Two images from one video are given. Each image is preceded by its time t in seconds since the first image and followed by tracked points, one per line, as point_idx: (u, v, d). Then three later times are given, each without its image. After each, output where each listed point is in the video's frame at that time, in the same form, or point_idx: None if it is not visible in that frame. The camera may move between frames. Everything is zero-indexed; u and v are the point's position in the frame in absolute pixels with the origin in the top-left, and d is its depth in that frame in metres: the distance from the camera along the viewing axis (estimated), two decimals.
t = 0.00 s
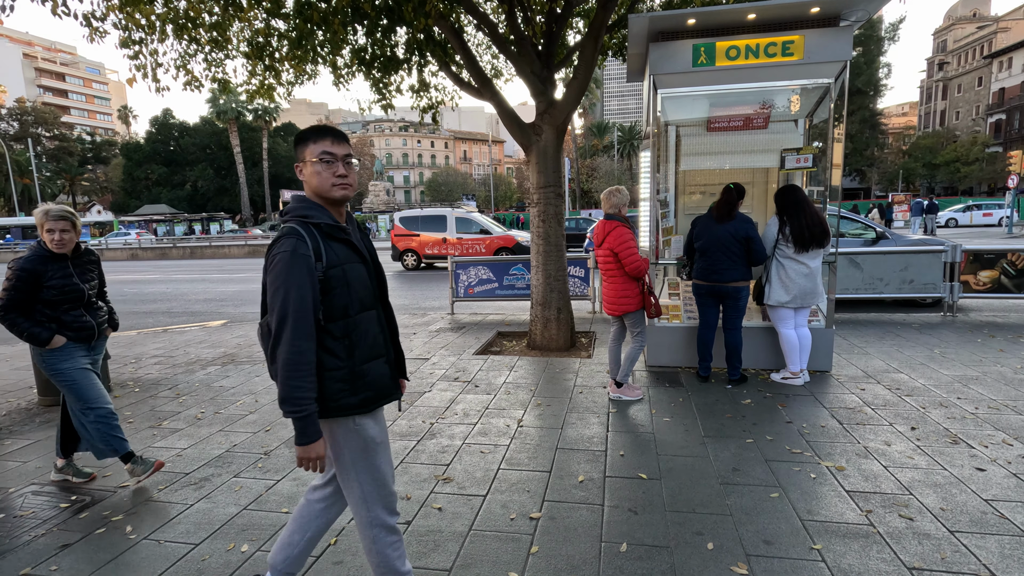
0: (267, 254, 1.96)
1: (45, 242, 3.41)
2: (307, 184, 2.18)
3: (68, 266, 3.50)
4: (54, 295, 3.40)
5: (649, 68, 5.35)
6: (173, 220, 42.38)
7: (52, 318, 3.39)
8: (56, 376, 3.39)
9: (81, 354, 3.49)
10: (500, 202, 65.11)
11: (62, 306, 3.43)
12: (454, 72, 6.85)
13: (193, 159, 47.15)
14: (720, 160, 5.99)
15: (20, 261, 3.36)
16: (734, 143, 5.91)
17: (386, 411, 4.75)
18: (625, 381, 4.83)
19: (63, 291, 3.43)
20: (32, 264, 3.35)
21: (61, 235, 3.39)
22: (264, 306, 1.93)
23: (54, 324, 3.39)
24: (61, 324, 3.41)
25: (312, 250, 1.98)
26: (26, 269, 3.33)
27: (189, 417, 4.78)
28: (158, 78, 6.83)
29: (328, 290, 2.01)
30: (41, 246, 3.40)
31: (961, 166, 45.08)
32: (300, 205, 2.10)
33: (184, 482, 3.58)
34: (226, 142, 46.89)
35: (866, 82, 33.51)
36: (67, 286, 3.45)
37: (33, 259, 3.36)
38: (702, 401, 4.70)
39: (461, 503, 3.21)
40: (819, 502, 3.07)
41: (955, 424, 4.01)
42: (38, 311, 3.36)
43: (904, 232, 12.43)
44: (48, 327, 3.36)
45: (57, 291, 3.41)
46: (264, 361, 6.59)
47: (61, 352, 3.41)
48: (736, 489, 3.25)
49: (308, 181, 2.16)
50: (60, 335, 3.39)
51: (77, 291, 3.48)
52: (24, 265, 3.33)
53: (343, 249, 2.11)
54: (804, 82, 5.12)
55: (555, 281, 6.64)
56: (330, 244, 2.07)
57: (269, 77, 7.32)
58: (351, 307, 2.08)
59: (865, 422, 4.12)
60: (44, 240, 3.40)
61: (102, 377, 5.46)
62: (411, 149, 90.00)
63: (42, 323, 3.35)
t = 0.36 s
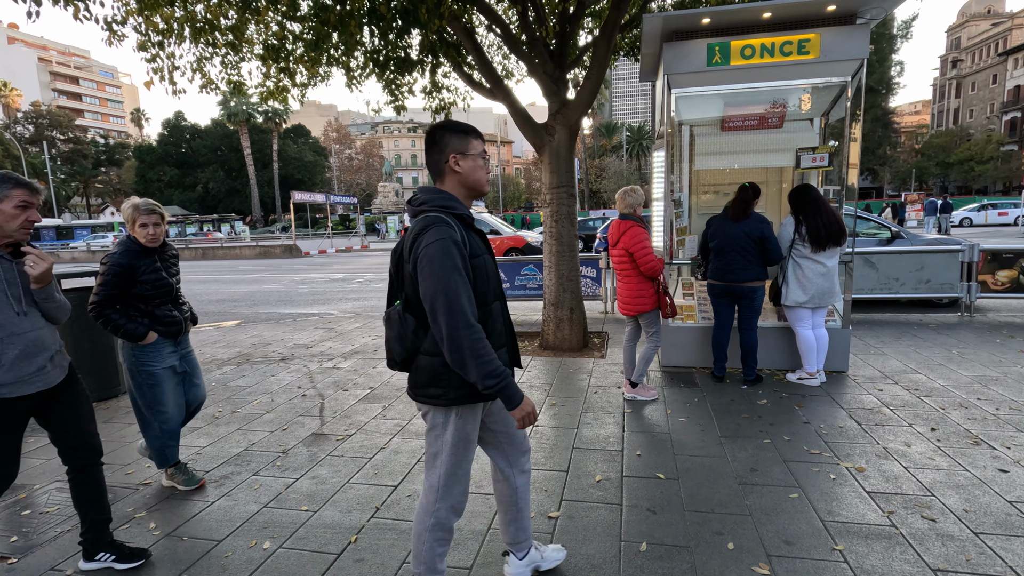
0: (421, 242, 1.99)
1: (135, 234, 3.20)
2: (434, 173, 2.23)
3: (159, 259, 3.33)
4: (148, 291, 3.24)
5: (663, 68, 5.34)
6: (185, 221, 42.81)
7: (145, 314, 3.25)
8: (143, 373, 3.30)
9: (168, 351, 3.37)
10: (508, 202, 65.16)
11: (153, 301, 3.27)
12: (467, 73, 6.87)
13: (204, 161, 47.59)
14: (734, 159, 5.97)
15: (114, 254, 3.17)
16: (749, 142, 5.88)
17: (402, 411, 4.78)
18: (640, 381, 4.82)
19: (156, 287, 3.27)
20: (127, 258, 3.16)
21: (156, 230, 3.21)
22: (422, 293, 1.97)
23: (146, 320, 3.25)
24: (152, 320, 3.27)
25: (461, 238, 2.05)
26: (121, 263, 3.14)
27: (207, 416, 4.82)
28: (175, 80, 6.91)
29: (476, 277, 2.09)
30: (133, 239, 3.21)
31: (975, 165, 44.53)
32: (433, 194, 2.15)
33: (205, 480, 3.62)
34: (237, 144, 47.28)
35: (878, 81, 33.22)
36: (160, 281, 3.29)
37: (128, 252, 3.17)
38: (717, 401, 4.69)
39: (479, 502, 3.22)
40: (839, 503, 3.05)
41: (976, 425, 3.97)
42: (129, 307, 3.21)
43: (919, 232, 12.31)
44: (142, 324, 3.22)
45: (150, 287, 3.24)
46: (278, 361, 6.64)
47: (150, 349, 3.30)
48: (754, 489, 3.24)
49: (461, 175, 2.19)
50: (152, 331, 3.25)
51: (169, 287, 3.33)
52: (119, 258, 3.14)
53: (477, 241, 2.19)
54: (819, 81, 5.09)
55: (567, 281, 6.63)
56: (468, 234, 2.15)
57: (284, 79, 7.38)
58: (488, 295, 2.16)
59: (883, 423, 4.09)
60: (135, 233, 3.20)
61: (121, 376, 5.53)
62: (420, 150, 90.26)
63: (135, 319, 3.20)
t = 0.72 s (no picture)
0: (571, 235, 2.06)
1: (229, 237, 3.19)
2: (573, 169, 2.30)
3: (248, 263, 3.30)
4: (234, 295, 3.21)
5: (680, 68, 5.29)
6: (197, 223, 43.20)
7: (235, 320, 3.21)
8: (229, 381, 3.27)
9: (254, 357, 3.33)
10: (518, 203, 65.13)
11: (242, 305, 3.24)
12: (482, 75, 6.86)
13: (216, 163, 48.02)
14: (753, 160, 5.93)
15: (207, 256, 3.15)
16: (768, 142, 5.83)
17: (418, 412, 4.76)
18: (658, 384, 4.76)
19: (245, 291, 3.24)
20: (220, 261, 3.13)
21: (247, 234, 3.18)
22: (575, 284, 2.01)
23: (235, 325, 3.22)
24: (241, 325, 3.23)
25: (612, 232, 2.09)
26: (214, 266, 3.12)
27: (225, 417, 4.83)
28: (191, 83, 6.96)
29: (625, 269, 2.12)
30: (225, 242, 3.19)
31: (991, 164, 43.88)
32: (575, 188, 2.22)
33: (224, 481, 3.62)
34: (248, 146, 47.64)
35: (892, 80, 32.83)
36: (249, 285, 3.26)
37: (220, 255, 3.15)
38: (737, 405, 4.62)
39: (500, 505, 3.19)
40: (868, 509, 2.99)
41: (1005, 430, 3.89)
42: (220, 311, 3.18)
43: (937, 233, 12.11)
44: (230, 330, 3.18)
45: (238, 291, 3.21)
46: (294, 362, 6.65)
47: (238, 355, 3.26)
48: (780, 494, 3.18)
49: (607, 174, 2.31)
50: (240, 339, 3.22)
51: (256, 292, 3.30)
52: (212, 262, 3.12)
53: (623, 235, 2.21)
54: (840, 79, 5.02)
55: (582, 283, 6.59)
56: (615, 228, 2.18)
57: (298, 81, 7.41)
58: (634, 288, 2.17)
59: (909, 427, 4.02)
60: (228, 236, 3.19)
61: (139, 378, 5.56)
62: (429, 152, 90.47)
63: (225, 324, 3.17)
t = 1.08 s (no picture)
0: (717, 240, 1.95)
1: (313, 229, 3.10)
2: (719, 165, 2.13)
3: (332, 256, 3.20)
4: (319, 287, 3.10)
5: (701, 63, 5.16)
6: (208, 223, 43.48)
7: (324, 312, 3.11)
8: (328, 374, 3.16)
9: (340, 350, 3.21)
10: (527, 203, 64.97)
11: (327, 299, 3.14)
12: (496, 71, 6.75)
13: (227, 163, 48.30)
14: (775, 158, 5.76)
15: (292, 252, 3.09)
16: (792, 138, 5.67)
17: (433, 415, 4.66)
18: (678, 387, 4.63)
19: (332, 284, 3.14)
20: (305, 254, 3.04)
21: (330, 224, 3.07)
22: (716, 293, 1.91)
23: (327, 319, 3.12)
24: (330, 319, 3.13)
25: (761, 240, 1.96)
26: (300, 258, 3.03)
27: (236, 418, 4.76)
28: (203, 80, 6.90)
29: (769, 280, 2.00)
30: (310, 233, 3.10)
31: (1007, 163, 43.17)
32: (720, 189, 2.07)
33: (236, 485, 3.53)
34: (258, 146, 47.85)
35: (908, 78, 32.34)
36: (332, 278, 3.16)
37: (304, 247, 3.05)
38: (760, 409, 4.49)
39: (520, 513, 3.09)
40: (907, 521, 2.86)
41: None
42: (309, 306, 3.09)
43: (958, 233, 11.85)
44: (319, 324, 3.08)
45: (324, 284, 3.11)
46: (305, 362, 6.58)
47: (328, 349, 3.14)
48: (811, 504, 3.05)
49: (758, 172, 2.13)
50: (328, 331, 3.11)
51: (340, 284, 3.19)
52: (297, 256, 3.04)
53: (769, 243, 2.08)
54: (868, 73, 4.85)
55: (597, 282, 6.46)
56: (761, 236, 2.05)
57: (310, 78, 7.33)
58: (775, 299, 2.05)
59: (943, 434, 3.87)
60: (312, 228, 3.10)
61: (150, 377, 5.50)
62: (438, 151, 90.50)
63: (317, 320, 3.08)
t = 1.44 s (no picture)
0: (941, 234, 1.76)
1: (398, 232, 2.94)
2: (906, 154, 1.95)
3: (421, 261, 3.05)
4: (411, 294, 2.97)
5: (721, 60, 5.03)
6: (212, 220, 43.46)
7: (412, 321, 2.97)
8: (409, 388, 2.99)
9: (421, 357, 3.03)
10: (530, 202, 64.77)
11: (419, 305, 3.00)
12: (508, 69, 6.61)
13: (231, 160, 48.26)
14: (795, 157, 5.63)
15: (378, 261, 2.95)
16: (813, 138, 5.54)
17: (443, 422, 4.53)
18: (696, 395, 4.50)
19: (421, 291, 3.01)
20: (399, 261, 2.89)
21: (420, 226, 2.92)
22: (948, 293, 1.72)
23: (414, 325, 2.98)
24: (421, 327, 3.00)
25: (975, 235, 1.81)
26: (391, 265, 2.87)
27: (242, 424, 4.63)
28: (209, 77, 6.78)
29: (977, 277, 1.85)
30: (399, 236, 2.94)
31: (1016, 164, 42.78)
32: (912, 178, 1.90)
33: (242, 496, 3.41)
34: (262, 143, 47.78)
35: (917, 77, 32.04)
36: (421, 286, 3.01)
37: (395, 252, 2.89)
38: (782, 418, 4.35)
39: (539, 530, 2.96)
40: (948, 543, 2.73)
41: None
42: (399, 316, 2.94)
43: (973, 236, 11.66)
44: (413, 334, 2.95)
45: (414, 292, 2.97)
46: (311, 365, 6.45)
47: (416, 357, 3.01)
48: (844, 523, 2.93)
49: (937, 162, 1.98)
50: (419, 340, 2.97)
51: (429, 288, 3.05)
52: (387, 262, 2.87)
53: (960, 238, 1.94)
54: (893, 73, 4.70)
55: (610, 285, 6.32)
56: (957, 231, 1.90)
57: (317, 75, 7.20)
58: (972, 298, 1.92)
59: (976, 447, 3.73)
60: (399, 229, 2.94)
61: (154, 380, 5.39)
62: (442, 149, 90.35)
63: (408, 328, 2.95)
